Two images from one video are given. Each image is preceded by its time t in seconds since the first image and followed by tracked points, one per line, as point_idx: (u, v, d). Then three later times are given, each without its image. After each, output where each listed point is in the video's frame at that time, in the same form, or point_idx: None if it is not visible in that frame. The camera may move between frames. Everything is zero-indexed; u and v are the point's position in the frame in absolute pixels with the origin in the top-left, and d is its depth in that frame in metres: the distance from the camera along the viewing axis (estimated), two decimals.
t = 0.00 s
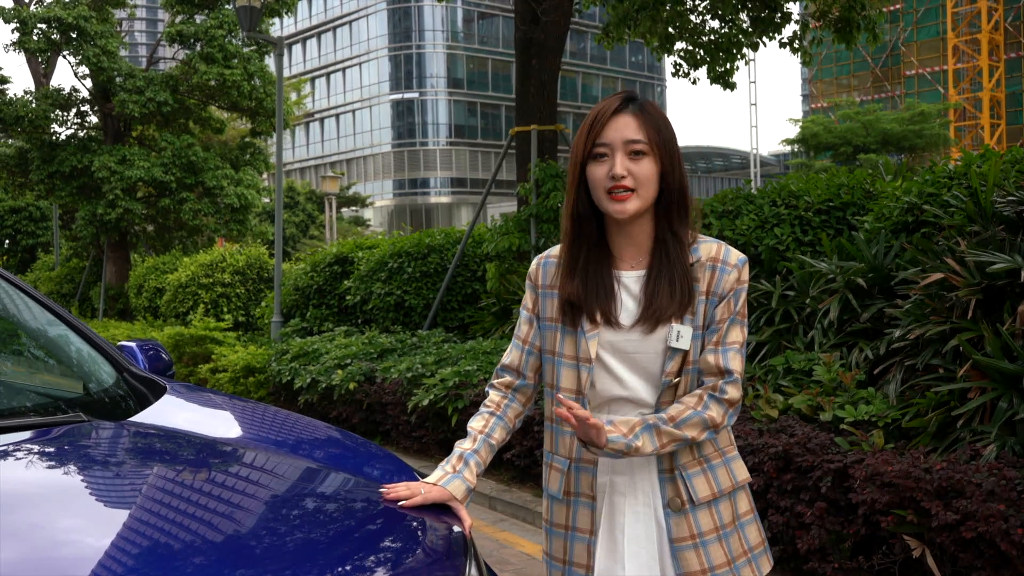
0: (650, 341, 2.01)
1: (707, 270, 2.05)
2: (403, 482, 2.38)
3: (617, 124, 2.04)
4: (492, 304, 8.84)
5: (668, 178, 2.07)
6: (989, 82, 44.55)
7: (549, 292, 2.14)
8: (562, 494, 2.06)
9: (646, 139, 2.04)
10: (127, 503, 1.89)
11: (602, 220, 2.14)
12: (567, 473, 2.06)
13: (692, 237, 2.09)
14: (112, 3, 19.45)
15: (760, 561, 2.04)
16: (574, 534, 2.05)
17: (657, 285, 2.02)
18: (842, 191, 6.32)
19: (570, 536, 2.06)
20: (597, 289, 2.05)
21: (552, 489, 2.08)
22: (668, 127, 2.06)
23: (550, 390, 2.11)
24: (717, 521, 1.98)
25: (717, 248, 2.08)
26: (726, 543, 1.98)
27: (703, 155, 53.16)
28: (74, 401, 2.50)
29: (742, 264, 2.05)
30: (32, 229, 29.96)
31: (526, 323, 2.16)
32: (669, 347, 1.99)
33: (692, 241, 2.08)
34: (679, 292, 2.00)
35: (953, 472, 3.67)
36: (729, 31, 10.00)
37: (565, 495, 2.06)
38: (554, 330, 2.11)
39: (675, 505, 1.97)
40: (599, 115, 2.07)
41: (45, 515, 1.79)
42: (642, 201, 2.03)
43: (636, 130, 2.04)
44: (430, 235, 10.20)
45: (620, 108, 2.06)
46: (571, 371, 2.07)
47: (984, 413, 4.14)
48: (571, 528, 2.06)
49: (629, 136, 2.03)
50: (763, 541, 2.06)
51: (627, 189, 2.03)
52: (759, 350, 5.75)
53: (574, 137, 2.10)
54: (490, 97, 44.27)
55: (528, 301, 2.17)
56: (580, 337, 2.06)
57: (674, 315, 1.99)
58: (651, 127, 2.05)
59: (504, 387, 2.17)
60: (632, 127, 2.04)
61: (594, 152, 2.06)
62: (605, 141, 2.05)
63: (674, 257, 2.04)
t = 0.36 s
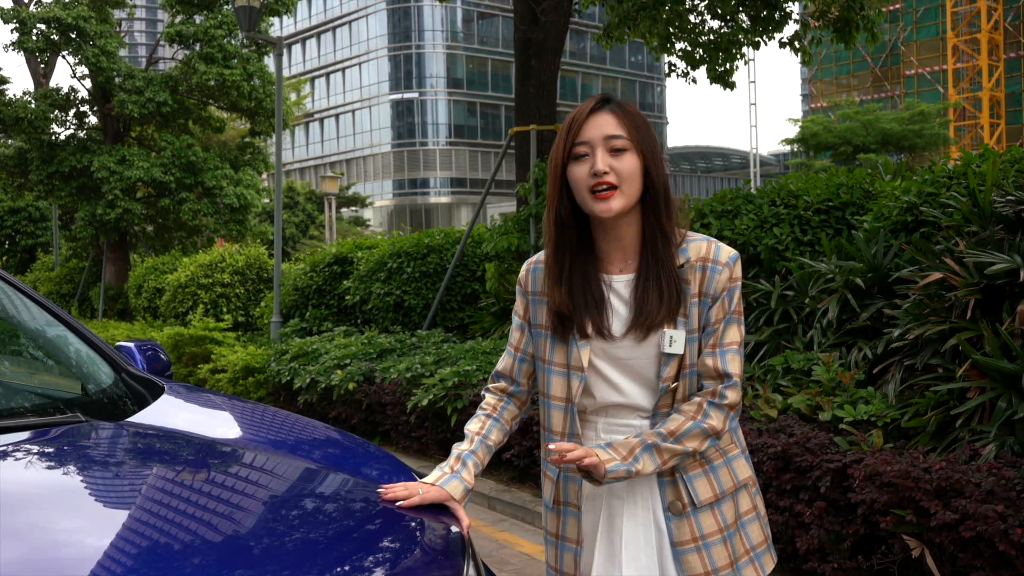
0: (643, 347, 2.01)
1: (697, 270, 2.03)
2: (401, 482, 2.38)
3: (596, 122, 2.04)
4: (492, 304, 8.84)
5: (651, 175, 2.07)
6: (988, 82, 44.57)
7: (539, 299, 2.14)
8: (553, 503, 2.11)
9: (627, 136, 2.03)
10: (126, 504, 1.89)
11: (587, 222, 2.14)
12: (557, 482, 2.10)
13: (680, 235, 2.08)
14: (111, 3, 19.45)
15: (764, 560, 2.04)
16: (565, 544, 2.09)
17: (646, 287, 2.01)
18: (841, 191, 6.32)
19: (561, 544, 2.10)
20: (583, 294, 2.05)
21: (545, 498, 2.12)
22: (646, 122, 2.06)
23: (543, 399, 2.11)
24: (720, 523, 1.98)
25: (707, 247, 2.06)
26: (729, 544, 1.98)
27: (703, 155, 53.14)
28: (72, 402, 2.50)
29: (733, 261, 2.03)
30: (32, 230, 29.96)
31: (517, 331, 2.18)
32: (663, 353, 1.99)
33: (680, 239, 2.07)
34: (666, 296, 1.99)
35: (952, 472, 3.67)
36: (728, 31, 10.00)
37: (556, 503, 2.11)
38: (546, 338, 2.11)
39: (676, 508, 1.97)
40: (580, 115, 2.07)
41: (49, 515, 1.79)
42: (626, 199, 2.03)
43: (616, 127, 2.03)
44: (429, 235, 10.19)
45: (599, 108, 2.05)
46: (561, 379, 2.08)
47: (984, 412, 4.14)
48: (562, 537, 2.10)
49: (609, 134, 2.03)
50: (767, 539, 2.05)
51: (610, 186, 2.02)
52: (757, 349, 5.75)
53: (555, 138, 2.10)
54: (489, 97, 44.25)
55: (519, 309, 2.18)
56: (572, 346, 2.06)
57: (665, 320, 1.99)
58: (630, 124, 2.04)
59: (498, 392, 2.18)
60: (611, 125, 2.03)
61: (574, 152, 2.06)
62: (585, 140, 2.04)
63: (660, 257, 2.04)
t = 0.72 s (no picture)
0: (641, 342, 2.01)
1: (699, 268, 2.03)
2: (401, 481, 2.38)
3: (608, 119, 2.04)
4: (492, 304, 8.84)
5: (659, 174, 2.07)
6: (988, 82, 44.55)
7: (542, 293, 2.14)
8: (546, 498, 2.10)
9: (637, 135, 2.04)
10: (126, 503, 1.89)
11: (594, 219, 2.15)
12: (551, 476, 2.10)
13: (685, 235, 2.08)
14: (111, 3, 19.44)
15: (762, 564, 2.03)
16: (558, 539, 2.09)
17: (646, 283, 2.01)
18: (841, 192, 6.33)
19: (554, 539, 2.11)
20: (586, 289, 2.05)
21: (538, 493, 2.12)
22: (659, 122, 2.06)
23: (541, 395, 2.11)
24: (716, 527, 1.97)
25: (710, 246, 2.06)
26: (725, 549, 1.98)
27: (703, 155, 53.16)
28: (72, 401, 2.50)
29: (736, 262, 2.02)
30: (32, 229, 29.95)
31: (518, 326, 2.18)
32: (661, 349, 1.99)
33: (685, 238, 2.07)
34: (665, 291, 1.99)
35: (953, 472, 3.67)
36: (729, 31, 9.99)
37: (550, 498, 2.10)
38: (546, 331, 2.12)
39: (672, 509, 1.97)
40: (592, 111, 2.07)
41: (50, 515, 1.79)
42: (631, 198, 2.03)
43: (627, 125, 2.04)
44: (429, 235, 10.19)
45: (612, 105, 2.06)
46: (559, 374, 2.09)
47: (984, 412, 4.13)
48: (555, 533, 2.10)
49: (620, 131, 2.03)
50: (766, 544, 2.04)
51: (617, 185, 2.03)
52: (758, 349, 5.75)
53: (566, 133, 2.11)
54: (489, 97, 44.26)
55: (521, 303, 2.19)
56: (571, 340, 2.06)
57: (663, 316, 1.99)
58: (643, 124, 2.05)
59: (498, 389, 2.18)
60: (623, 122, 2.04)
61: (584, 149, 2.07)
62: (596, 137, 2.05)
63: (664, 255, 2.04)
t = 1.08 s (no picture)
0: (651, 342, 2.01)
1: (712, 274, 2.04)
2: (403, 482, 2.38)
3: (620, 125, 2.04)
4: (492, 305, 8.84)
5: (672, 180, 2.07)
6: (989, 82, 44.54)
7: (551, 289, 2.14)
8: (556, 491, 2.05)
9: (650, 141, 2.03)
10: (127, 503, 1.89)
11: (607, 221, 2.14)
12: (561, 470, 2.04)
13: (698, 241, 2.09)
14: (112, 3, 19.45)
15: (761, 568, 2.05)
16: (566, 533, 2.03)
17: (660, 287, 2.01)
18: (842, 192, 6.32)
19: (562, 533, 2.04)
20: (598, 290, 2.05)
21: (545, 486, 2.06)
22: (674, 128, 2.05)
23: (549, 387, 2.09)
24: (721, 528, 1.97)
25: (722, 254, 2.07)
26: (729, 550, 1.98)
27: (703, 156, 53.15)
28: (73, 401, 2.49)
29: (746, 271, 2.04)
30: (32, 230, 29.94)
31: (524, 320, 2.16)
32: (670, 349, 1.99)
33: (697, 244, 2.08)
34: (682, 295, 2.00)
35: (954, 472, 3.66)
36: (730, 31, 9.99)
37: (558, 491, 2.05)
38: (554, 326, 2.10)
39: (676, 509, 1.96)
40: (605, 117, 2.07)
41: (50, 515, 1.79)
42: (645, 205, 2.03)
43: (640, 131, 2.03)
44: (430, 235, 10.20)
45: (625, 110, 2.05)
46: (569, 367, 2.06)
47: (985, 413, 4.13)
48: (563, 526, 2.04)
49: (632, 138, 2.03)
50: (764, 552, 2.06)
51: (630, 192, 2.03)
52: (759, 350, 5.75)
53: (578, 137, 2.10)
54: (490, 97, 44.25)
55: (528, 298, 2.17)
56: (579, 335, 2.05)
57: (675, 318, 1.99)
58: (654, 127, 2.04)
59: (501, 383, 2.16)
60: (635, 128, 2.03)
61: (598, 154, 2.07)
62: (609, 142, 2.05)
63: (677, 262, 2.04)
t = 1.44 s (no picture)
0: (660, 337, 2.01)
1: (720, 270, 2.04)
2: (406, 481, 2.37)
3: (628, 124, 2.04)
4: (493, 305, 8.83)
5: (679, 178, 2.07)
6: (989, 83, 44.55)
7: (558, 289, 2.14)
8: (565, 489, 2.05)
9: (657, 138, 2.03)
10: (128, 503, 1.88)
11: (614, 219, 2.13)
12: (570, 468, 2.05)
13: (704, 239, 2.09)
14: (112, 3, 19.45)
15: (767, 566, 2.04)
16: (575, 531, 2.04)
17: (670, 284, 2.01)
18: (844, 192, 6.32)
19: (571, 532, 2.05)
20: (607, 289, 2.04)
21: (553, 485, 2.06)
22: (679, 126, 2.05)
23: (556, 386, 2.10)
24: (725, 525, 1.97)
25: (729, 251, 2.07)
26: (733, 547, 1.98)
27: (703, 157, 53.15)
28: (75, 401, 2.49)
29: (753, 267, 2.05)
30: (33, 230, 29.93)
31: (530, 319, 2.16)
32: (679, 343, 1.99)
33: (705, 242, 2.08)
34: (692, 289, 1.99)
35: (957, 472, 3.66)
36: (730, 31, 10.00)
37: (567, 490, 2.05)
38: (562, 325, 2.10)
39: (682, 505, 1.95)
40: (611, 116, 2.06)
41: (52, 515, 1.79)
42: (654, 202, 2.02)
43: (647, 129, 2.03)
44: (431, 235, 10.20)
45: (631, 109, 2.05)
46: (577, 365, 2.07)
47: (987, 413, 4.13)
48: (572, 525, 2.04)
49: (640, 136, 2.02)
50: (770, 548, 2.05)
51: (640, 191, 2.02)
52: (760, 351, 5.74)
53: (584, 137, 2.09)
54: (490, 98, 44.29)
55: (534, 297, 2.17)
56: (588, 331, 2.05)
57: (685, 311, 1.99)
58: (662, 127, 2.04)
59: (507, 383, 2.16)
60: (642, 126, 2.03)
61: (605, 153, 2.06)
62: (617, 142, 2.04)
63: (686, 258, 2.04)
